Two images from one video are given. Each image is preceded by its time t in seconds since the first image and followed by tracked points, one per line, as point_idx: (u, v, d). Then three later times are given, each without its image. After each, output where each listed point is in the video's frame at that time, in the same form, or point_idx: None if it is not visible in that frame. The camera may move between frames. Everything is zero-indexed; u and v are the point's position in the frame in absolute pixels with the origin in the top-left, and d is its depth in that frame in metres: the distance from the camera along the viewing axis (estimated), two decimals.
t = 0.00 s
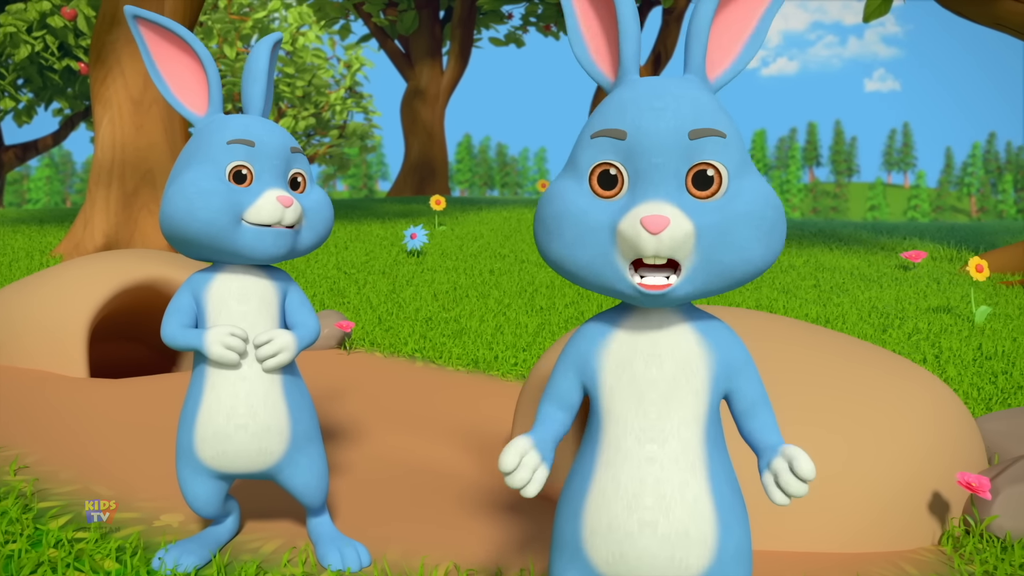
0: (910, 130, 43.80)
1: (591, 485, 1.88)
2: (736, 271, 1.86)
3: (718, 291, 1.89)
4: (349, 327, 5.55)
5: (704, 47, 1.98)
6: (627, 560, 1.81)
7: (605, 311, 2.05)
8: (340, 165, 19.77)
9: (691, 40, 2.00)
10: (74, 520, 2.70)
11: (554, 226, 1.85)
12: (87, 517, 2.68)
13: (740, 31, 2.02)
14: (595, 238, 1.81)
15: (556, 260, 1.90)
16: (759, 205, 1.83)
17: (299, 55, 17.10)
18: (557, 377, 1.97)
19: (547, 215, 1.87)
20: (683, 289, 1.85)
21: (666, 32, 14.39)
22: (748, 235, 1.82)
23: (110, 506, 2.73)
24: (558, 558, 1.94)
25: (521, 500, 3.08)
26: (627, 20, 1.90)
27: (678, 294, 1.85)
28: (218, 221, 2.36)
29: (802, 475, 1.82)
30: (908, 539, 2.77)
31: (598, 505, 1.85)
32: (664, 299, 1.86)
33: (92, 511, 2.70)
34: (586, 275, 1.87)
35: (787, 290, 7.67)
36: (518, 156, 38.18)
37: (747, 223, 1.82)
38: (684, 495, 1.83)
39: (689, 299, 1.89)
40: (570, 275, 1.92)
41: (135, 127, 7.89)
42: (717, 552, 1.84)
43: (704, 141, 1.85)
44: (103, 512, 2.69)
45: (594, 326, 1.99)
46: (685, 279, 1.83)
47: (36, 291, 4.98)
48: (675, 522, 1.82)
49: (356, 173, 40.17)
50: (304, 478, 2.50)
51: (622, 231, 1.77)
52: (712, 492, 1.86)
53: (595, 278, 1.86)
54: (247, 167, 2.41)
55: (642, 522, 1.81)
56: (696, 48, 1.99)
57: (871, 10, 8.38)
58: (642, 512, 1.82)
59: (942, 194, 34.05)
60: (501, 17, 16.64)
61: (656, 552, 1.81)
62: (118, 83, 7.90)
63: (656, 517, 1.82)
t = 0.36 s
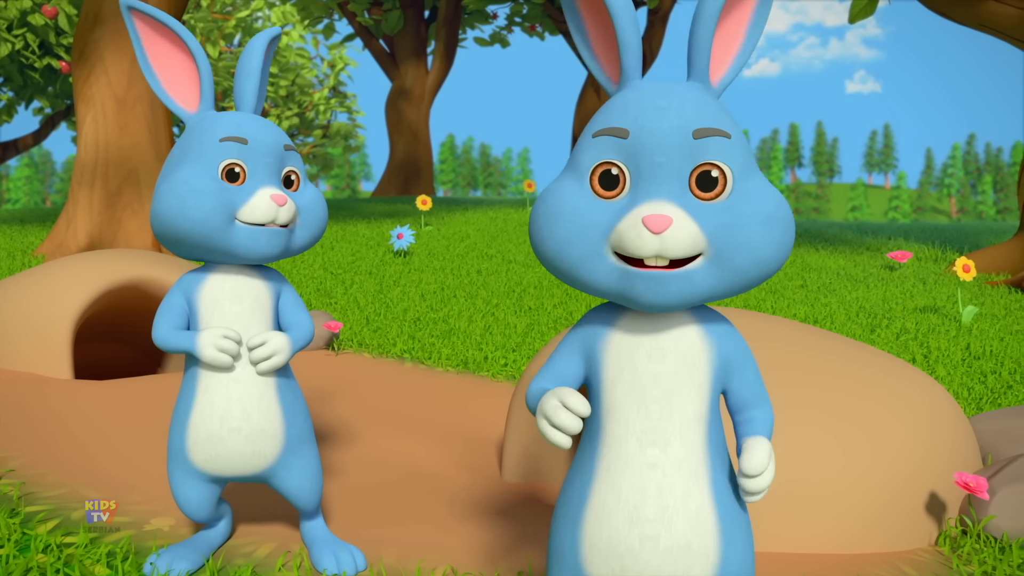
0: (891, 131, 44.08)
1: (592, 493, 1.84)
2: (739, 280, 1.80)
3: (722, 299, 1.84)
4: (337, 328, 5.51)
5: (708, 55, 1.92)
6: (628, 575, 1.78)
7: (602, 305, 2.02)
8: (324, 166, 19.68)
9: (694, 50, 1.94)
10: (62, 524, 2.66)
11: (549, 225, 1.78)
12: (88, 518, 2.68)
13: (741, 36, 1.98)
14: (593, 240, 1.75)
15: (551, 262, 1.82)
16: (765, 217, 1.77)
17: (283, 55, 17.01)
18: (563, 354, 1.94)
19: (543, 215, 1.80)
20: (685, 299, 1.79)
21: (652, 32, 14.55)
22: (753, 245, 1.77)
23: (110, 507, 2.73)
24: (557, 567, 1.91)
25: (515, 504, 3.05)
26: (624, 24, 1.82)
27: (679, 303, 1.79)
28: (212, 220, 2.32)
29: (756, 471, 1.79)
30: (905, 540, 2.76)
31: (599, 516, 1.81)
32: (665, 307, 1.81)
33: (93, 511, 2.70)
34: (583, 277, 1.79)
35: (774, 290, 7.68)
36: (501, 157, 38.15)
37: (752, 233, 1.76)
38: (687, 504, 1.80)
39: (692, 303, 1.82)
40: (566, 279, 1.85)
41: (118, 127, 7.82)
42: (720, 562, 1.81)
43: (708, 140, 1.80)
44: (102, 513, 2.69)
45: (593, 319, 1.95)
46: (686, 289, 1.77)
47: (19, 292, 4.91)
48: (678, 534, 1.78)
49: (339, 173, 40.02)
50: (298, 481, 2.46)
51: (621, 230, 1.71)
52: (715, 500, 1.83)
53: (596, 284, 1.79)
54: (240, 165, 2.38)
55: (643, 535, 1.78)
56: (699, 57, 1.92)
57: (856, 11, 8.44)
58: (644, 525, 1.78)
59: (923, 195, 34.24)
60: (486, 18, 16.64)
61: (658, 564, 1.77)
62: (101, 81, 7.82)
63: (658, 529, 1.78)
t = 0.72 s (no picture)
0: (872, 133, 44.35)
1: (603, 512, 1.82)
2: (749, 273, 1.76)
3: (730, 296, 1.80)
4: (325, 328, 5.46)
5: (723, 28, 1.91)
6: None
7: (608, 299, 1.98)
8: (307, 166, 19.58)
9: (710, 24, 1.93)
10: (51, 529, 2.61)
11: (544, 204, 1.78)
12: (88, 518, 2.67)
13: (767, 28, 1.95)
14: (590, 220, 1.73)
15: (545, 247, 1.81)
16: (778, 200, 1.73)
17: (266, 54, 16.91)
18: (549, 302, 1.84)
19: (539, 196, 1.80)
20: (688, 293, 1.76)
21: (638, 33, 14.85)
22: (765, 230, 1.72)
23: (110, 507, 2.72)
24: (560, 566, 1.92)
25: (510, 506, 3.03)
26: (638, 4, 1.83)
27: (681, 298, 1.76)
28: (204, 223, 2.28)
29: (713, 496, 1.73)
30: (903, 541, 2.75)
31: (610, 536, 1.79)
32: (667, 303, 1.77)
33: (93, 512, 2.68)
34: (577, 267, 1.79)
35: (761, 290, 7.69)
36: (484, 157, 38.09)
37: (764, 215, 1.72)
38: (700, 528, 1.78)
39: (699, 296, 1.78)
40: (561, 268, 1.83)
41: (102, 125, 7.74)
42: None
43: (719, 115, 1.77)
44: (104, 512, 2.68)
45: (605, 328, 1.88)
46: (688, 281, 1.73)
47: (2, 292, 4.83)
48: (690, 556, 1.77)
49: (321, 174, 39.85)
50: (293, 484, 2.42)
51: (618, 209, 1.69)
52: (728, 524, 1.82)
53: (592, 271, 1.77)
54: (233, 164, 2.34)
55: (654, 556, 1.76)
56: (716, 29, 1.91)
57: (842, 13, 8.49)
58: (656, 546, 1.77)
59: (903, 197, 34.43)
60: (471, 17, 16.64)
61: None
62: (84, 79, 7.73)
63: (670, 550, 1.77)
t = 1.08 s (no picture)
0: (853, 135, 44.56)
1: (610, 529, 1.81)
2: (764, 291, 1.76)
3: (744, 315, 1.80)
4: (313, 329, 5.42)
5: (736, 37, 1.91)
6: None
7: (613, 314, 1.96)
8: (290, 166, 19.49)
9: (722, 32, 1.93)
10: (39, 533, 2.56)
11: (551, 218, 1.75)
12: (88, 517, 2.65)
13: (776, 23, 1.96)
14: (602, 235, 1.71)
15: (551, 262, 1.80)
16: (795, 216, 1.72)
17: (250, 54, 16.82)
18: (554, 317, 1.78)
19: (545, 207, 1.78)
20: (701, 310, 1.75)
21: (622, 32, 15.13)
22: (782, 248, 1.72)
23: (110, 506, 2.69)
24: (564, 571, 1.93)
25: (506, 510, 3.00)
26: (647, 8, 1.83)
27: (695, 316, 1.75)
28: (199, 226, 2.24)
29: (722, 497, 1.73)
30: (900, 542, 2.74)
31: (618, 552, 1.79)
32: (680, 321, 1.76)
33: (92, 511, 2.66)
34: (587, 285, 1.78)
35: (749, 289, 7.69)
36: (467, 158, 38.05)
37: (782, 233, 1.72)
38: (710, 545, 1.78)
39: (713, 314, 1.77)
40: (569, 285, 1.82)
41: (85, 124, 7.67)
42: None
43: (734, 125, 1.77)
44: (104, 511, 2.66)
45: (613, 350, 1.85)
46: (702, 301, 1.73)
47: None
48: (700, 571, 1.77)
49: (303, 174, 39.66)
50: (289, 488, 2.39)
51: (630, 223, 1.67)
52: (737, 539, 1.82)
53: (599, 285, 1.76)
54: (227, 165, 2.30)
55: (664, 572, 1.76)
56: (728, 39, 1.92)
57: (827, 14, 8.54)
58: (665, 563, 1.76)
59: (885, 198, 34.62)
60: (456, 17, 16.65)
61: None
62: (66, 76, 7.64)
63: (680, 567, 1.76)
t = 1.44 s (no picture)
0: (837, 136, 44.75)
1: (625, 493, 1.83)
2: (793, 289, 1.77)
3: (769, 311, 1.80)
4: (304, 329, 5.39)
5: (773, 50, 1.93)
6: (665, 570, 1.78)
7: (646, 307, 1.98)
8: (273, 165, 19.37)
9: (760, 44, 1.94)
10: (29, 537, 2.52)
11: (593, 208, 1.77)
12: (88, 517, 2.64)
13: (797, 50, 1.99)
14: (641, 227, 1.73)
15: (590, 253, 1.81)
16: (827, 216, 1.74)
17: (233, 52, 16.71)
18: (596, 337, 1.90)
19: (588, 200, 1.79)
20: (734, 303, 1.76)
21: (608, 32, 15.16)
22: (812, 246, 1.73)
23: (109, 507, 2.68)
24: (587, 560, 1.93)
25: (503, 512, 2.98)
26: (688, 14, 1.85)
27: (728, 308, 1.76)
28: (199, 250, 2.22)
29: (738, 365, 1.79)
30: (898, 543, 2.73)
31: (632, 514, 1.81)
32: (714, 313, 1.77)
33: (92, 511, 2.65)
34: (623, 271, 1.78)
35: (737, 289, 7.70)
36: (452, 158, 37.99)
37: (812, 232, 1.73)
38: (722, 505, 1.80)
39: (742, 309, 1.78)
40: (606, 276, 1.83)
41: (70, 123, 7.61)
42: (758, 550, 1.81)
43: (769, 129, 1.79)
44: (103, 512, 2.65)
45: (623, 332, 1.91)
46: (735, 292, 1.74)
47: None
48: (715, 527, 1.78)
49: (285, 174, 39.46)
50: (294, 496, 2.37)
51: (671, 216, 1.69)
52: (751, 499, 1.83)
53: (634, 275, 1.77)
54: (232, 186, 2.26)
55: (680, 531, 1.78)
56: (764, 53, 1.93)
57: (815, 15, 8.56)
58: (680, 521, 1.78)
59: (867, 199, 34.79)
60: (443, 17, 16.62)
61: (697, 561, 1.77)
62: (50, 75, 7.55)
63: (694, 524, 1.78)
